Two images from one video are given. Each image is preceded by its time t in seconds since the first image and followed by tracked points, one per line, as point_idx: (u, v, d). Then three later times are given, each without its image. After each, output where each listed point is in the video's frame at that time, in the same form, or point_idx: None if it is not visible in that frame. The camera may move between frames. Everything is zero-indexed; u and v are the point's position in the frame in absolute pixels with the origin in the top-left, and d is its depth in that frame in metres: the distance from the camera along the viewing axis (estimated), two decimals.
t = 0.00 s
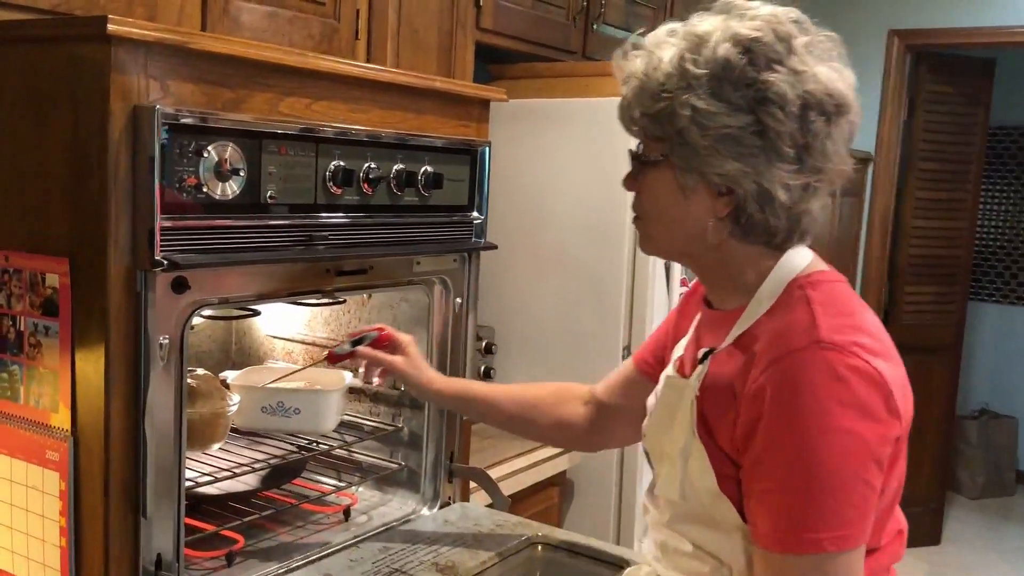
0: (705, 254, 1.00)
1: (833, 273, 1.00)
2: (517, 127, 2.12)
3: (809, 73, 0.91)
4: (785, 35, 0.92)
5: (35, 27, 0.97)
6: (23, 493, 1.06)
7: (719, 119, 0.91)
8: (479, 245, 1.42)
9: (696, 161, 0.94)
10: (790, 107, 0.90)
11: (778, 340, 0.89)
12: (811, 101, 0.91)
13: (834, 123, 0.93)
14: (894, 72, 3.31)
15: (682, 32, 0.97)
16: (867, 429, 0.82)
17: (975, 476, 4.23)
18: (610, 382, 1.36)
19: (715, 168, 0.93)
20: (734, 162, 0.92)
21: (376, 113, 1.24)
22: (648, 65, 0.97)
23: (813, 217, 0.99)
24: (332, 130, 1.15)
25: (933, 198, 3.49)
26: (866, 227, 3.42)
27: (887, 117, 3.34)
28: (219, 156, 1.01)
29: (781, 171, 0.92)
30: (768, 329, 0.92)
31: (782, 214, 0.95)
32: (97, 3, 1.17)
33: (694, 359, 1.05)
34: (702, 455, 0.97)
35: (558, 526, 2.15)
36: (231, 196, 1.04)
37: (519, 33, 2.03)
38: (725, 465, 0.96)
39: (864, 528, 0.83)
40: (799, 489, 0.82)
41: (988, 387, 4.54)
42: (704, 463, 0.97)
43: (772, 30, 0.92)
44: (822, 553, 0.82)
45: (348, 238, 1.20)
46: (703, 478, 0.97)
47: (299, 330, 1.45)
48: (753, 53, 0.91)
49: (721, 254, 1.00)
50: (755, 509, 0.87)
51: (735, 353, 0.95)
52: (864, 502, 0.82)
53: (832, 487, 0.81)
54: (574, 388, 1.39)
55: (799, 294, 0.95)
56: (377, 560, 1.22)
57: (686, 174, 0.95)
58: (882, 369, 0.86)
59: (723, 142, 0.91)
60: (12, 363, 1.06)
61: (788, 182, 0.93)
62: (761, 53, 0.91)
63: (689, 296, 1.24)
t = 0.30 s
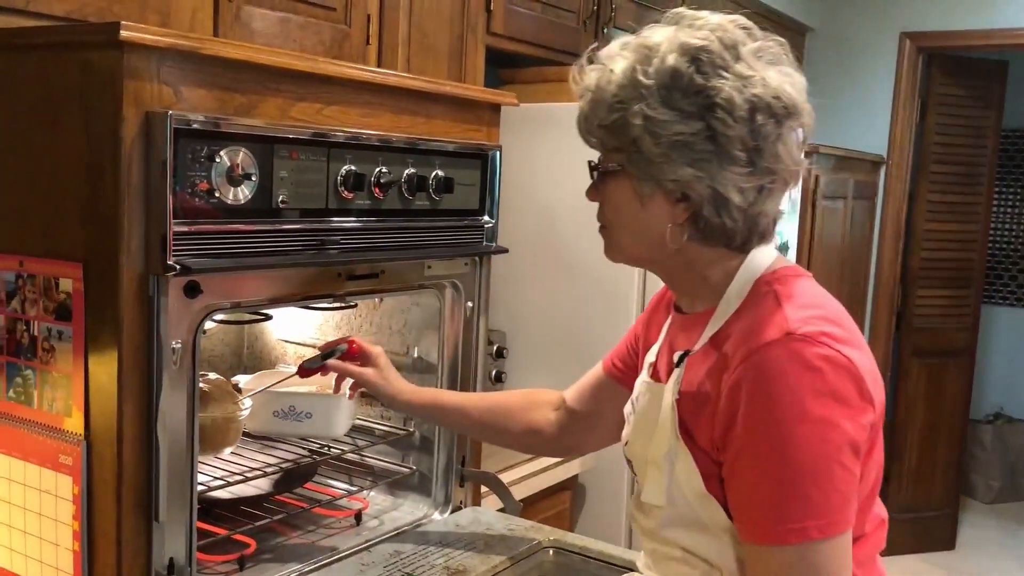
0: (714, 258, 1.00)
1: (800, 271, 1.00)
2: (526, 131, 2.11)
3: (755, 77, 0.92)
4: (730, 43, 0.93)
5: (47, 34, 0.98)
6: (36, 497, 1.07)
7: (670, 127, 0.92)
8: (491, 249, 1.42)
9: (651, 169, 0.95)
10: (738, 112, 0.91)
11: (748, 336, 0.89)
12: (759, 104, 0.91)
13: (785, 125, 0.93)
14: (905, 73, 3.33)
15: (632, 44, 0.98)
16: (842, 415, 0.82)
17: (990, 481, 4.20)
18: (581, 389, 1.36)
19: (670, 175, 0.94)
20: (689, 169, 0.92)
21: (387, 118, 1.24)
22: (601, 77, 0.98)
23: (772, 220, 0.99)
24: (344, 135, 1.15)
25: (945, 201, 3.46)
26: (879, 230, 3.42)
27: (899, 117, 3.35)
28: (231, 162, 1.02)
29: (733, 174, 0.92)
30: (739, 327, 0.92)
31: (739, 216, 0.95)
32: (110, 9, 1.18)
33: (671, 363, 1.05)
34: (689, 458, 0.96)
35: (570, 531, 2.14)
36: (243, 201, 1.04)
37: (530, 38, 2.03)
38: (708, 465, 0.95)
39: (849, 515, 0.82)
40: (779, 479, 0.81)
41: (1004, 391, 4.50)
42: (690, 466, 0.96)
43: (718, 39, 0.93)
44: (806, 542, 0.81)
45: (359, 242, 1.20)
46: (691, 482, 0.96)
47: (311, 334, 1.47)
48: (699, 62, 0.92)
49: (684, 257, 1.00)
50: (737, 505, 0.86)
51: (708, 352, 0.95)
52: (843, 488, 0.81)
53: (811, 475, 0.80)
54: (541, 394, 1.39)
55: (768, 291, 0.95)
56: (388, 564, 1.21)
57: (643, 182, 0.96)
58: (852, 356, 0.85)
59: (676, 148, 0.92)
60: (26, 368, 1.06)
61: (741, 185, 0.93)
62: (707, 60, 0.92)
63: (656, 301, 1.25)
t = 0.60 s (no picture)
0: (714, 258, 1.01)
1: (787, 267, 1.01)
2: (529, 134, 2.12)
3: (740, 80, 0.92)
4: (717, 45, 0.94)
5: (53, 39, 0.99)
6: (45, 498, 1.08)
7: (657, 130, 0.93)
8: (495, 250, 1.42)
9: (637, 171, 0.96)
10: (724, 114, 0.92)
11: (736, 333, 0.90)
12: (745, 106, 0.92)
13: (771, 126, 0.94)
14: (907, 75, 3.33)
15: (619, 47, 0.99)
16: (830, 407, 0.83)
17: (995, 481, 4.20)
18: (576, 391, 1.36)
19: (657, 176, 0.95)
20: (676, 170, 0.94)
21: (391, 121, 1.25)
22: (589, 81, 0.99)
23: (758, 220, 1.00)
24: (348, 138, 1.16)
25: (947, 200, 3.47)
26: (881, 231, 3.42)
27: (901, 119, 3.36)
28: (237, 165, 1.03)
29: (719, 175, 0.93)
30: (726, 324, 0.93)
31: (726, 216, 0.96)
32: (116, 14, 1.19)
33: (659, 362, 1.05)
34: (679, 456, 0.96)
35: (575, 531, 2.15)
36: (249, 204, 1.05)
37: (532, 41, 2.04)
38: (699, 462, 0.96)
39: (841, 506, 0.82)
40: (770, 473, 0.81)
41: (1008, 390, 4.50)
42: (681, 464, 0.96)
43: (704, 41, 0.94)
44: (800, 534, 0.81)
45: (363, 244, 1.21)
46: (682, 481, 0.96)
47: (316, 337, 1.48)
48: (685, 64, 0.93)
49: (673, 259, 1.01)
50: (729, 499, 0.86)
51: (696, 350, 0.96)
52: (835, 480, 0.82)
53: (802, 468, 0.81)
54: (540, 395, 1.39)
55: (755, 289, 0.95)
56: (395, 564, 1.22)
57: (631, 184, 0.97)
58: (839, 350, 0.86)
59: (662, 150, 0.93)
60: (35, 371, 1.07)
61: (726, 186, 0.94)
62: (693, 63, 0.93)
63: (649, 300, 1.26)
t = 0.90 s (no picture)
0: (713, 256, 1.00)
1: (782, 264, 1.00)
2: (528, 132, 2.12)
3: (735, 78, 0.92)
4: (712, 43, 0.94)
5: (53, 38, 0.98)
6: (46, 498, 1.08)
7: (652, 127, 0.93)
8: (495, 249, 1.42)
9: (633, 170, 0.96)
10: (719, 112, 0.91)
11: (730, 329, 0.89)
12: (740, 104, 0.92)
13: (766, 124, 0.94)
14: (907, 72, 3.33)
15: (614, 46, 0.99)
16: (824, 403, 0.82)
17: (995, 478, 4.20)
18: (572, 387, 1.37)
19: (652, 175, 0.95)
20: (670, 169, 0.94)
21: (391, 120, 1.25)
22: (584, 78, 1.00)
23: (754, 218, 1.00)
24: (348, 136, 1.16)
25: (948, 196, 3.47)
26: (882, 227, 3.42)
27: (900, 117, 3.35)
28: (236, 164, 1.03)
29: (714, 174, 0.93)
30: (720, 321, 0.92)
31: (721, 215, 0.97)
32: (115, 12, 1.19)
33: (654, 360, 1.05)
34: (673, 454, 0.95)
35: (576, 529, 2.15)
36: (249, 203, 1.05)
37: (532, 39, 2.04)
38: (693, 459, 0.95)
39: (835, 502, 0.82)
40: (764, 469, 0.81)
41: (1007, 388, 4.50)
42: (675, 461, 0.95)
43: (699, 39, 0.94)
44: (795, 531, 0.81)
45: (363, 243, 1.21)
46: (676, 478, 0.95)
47: (316, 336, 1.47)
48: (680, 62, 0.93)
49: (669, 258, 1.01)
50: (723, 496, 0.86)
51: (690, 347, 0.95)
52: (829, 476, 0.82)
53: (796, 464, 0.80)
54: (538, 392, 1.39)
55: (749, 285, 0.95)
56: (396, 563, 1.22)
57: (626, 182, 0.97)
58: (834, 346, 0.86)
59: (657, 148, 0.94)
60: (35, 370, 1.07)
61: (721, 185, 0.94)
62: (688, 61, 0.93)
63: (645, 299, 1.25)
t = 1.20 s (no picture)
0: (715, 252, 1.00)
1: (775, 260, 1.00)
2: (529, 125, 2.11)
3: (725, 71, 0.92)
4: (701, 37, 0.93)
5: (53, 29, 0.98)
6: (46, 491, 1.07)
7: (643, 123, 0.92)
8: (497, 242, 1.42)
9: (624, 166, 0.95)
10: (709, 107, 0.91)
11: (725, 325, 0.89)
12: (730, 97, 0.91)
13: (757, 117, 0.93)
14: (908, 67, 3.32)
15: (603, 42, 0.98)
16: (822, 397, 0.82)
17: (995, 473, 4.21)
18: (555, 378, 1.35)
19: (643, 171, 0.94)
20: (663, 164, 0.93)
21: (394, 112, 1.25)
22: (573, 76, 0.99)
23: (747, 212, 0.99)
24: (350, 129, 1.16)
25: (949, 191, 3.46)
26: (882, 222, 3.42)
27: (902, 112, 3.35)
28: (238, 156, 1.02)
29: (706, 168, 0.93)
30: (715, 317, 0.92)
31: (714, 210, 0.96)
32: (116, 4, 1.18)
33: (649, 359, 1.05)
34: (670, 452, 0.95)
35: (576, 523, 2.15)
36: (251, 195, 1.05)
37: (533, 32, 2.04)
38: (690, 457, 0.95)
39: (835, 496, 0.82)
40: (763, 465, 0.81)
41: (1007, 383, 4.50)
42: (672, 459, 0.95)
43: (688, 33, 0.93)
44: (796, 526, 0.81)
45: (365, 236, 1.20)
46: (674, 476, 0.95)
47: (318, 329, 1.47)
48: (670, 57, 0.92)
49: (665, 254, 1.00)
50: (722, 493, 0.85)
51: (685, 345, 0.95)
52: (830, 469, 0.81)
53: (795, 459, 0.80)
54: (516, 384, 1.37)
55: (744, 280, 0.94)
56: (397, 557, 1.21)
57: (618, 179, 0.97)
58: (830, 339, 0.86)
59: (648, 145, 0.93)
60: (35, 363, 1.07)
61: (714, 180, 0.94)
62: (677, 55, 0.92)
63: (638, 293, 1.25)
